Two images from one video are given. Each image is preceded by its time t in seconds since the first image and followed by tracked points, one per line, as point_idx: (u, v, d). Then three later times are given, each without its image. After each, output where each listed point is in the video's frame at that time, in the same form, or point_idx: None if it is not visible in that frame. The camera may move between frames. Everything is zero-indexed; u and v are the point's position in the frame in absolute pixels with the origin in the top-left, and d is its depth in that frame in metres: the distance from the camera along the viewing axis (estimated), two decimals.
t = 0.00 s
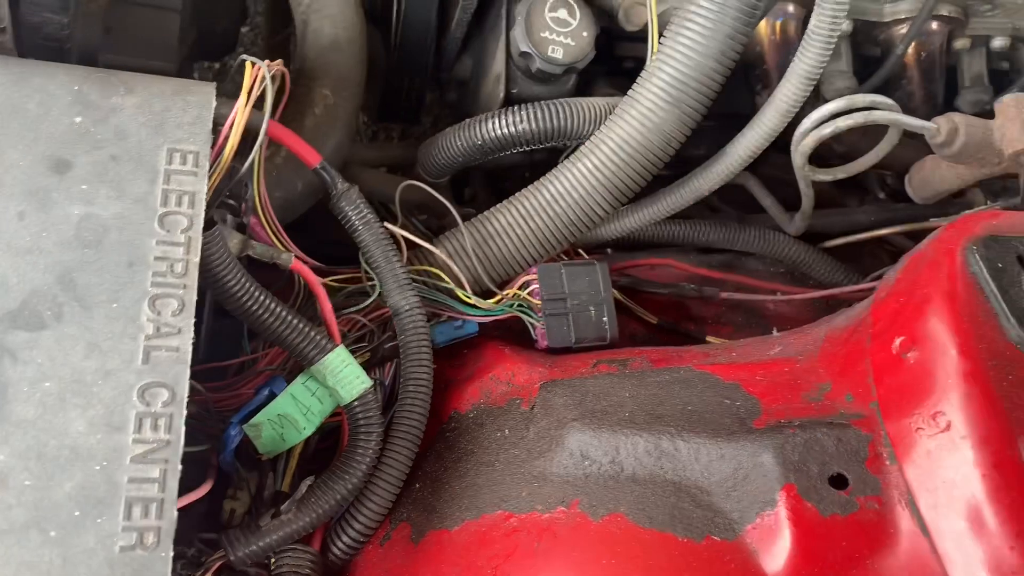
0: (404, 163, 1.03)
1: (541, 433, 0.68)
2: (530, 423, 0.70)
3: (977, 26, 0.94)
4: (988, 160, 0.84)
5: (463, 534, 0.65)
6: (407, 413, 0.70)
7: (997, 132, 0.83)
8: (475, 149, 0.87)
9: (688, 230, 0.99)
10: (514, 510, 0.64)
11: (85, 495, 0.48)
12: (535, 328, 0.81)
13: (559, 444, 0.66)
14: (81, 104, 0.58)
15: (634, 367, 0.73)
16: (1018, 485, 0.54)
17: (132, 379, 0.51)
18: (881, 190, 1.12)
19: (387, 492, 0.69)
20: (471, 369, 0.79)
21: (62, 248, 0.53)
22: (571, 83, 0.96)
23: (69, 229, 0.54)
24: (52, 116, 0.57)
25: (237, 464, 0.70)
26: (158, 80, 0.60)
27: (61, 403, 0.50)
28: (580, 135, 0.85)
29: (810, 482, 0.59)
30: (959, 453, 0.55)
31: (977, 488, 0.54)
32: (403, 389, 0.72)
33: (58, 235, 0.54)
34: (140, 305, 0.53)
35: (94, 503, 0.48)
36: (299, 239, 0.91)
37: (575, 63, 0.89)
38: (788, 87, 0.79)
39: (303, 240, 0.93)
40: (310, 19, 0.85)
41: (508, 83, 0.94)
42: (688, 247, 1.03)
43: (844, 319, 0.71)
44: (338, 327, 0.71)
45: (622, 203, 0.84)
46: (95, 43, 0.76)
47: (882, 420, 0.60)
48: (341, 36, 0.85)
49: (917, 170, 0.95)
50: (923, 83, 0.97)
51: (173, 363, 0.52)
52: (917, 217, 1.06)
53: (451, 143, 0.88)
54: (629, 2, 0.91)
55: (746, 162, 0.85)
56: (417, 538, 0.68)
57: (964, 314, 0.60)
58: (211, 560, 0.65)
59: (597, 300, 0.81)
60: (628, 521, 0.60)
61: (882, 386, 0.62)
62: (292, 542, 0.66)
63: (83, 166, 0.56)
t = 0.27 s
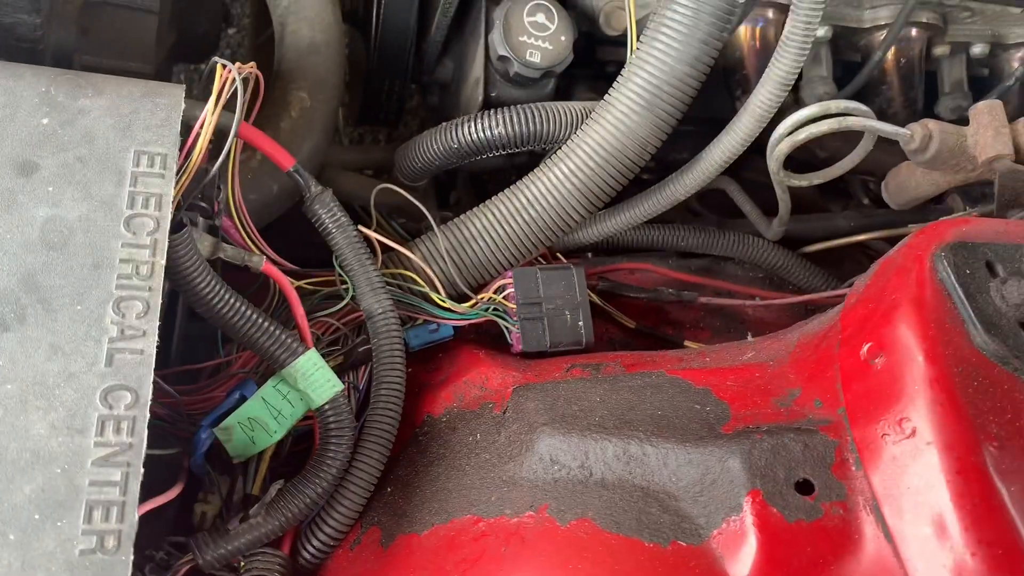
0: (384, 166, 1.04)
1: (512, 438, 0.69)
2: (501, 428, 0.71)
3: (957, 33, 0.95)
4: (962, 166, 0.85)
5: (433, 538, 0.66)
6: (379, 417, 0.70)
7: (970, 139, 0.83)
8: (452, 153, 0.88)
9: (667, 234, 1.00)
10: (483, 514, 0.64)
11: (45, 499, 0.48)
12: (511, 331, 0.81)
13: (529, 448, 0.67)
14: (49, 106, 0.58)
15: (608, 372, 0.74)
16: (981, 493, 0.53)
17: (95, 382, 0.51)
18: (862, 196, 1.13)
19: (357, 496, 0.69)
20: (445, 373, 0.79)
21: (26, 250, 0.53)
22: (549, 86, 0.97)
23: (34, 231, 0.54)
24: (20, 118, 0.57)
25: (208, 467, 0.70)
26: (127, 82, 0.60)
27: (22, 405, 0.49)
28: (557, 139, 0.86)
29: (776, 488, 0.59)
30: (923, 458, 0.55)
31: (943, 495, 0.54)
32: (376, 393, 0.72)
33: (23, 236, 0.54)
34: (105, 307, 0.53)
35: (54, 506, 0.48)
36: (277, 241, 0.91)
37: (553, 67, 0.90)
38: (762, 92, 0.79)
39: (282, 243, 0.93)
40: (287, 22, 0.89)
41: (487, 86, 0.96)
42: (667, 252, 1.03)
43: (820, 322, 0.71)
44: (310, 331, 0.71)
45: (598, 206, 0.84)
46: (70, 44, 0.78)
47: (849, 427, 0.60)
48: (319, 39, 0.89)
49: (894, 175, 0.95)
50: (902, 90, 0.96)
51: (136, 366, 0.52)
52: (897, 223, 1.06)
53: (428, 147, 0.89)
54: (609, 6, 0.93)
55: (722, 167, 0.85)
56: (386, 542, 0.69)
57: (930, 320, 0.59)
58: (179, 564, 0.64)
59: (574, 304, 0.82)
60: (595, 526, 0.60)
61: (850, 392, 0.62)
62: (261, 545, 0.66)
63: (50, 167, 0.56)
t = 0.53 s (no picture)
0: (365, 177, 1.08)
1: (482, 443, 0.72)
2: (473, 433, 0.73)
3: (920, 51, 0.98)
4: (920, 181, 0.88)
5: (405, 540, 0.68)
6: (355, 422, 0.73)
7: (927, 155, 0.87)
8: (428, 165, 0.90)
9: (639, 244, 1.03)
10: (454, 517, 0.67)
11: (28, 501, 0.50)
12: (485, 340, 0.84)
13: (498, 453, 0.69)
14: (33, 121, 0.59)
15: (577, 379, 0.77)
16: (925, 494, 0.56)
17: (77, 389, 0.53)
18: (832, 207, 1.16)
19: (332, 499, 0.71)
20: (420, 381, 0.82)
21: (10, 261, 0.55)
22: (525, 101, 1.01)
23: (17, 243, 0.56)
24: (5, 133, 0.59)
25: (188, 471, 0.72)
26: (109, 98, 0.62)
27: (6, 412, 0.51)
28: (530, 153, 0.89)
29: (733, 492, 0.62)
30: (872, 463, 0.58)
31: (890, 498, 0.57)
32: (352, 400, 0.74)
33: (6, 248, 0.55)
34: (87, 316, 0.55)
35: (35, 509, 0.50)
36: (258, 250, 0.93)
37: (526, 83, 0.93)
38: (728, 109, 0.82)
39: (263, 251, 0.95)
40: (268, 38, 0.93)
41: (464, 100, 1.00)
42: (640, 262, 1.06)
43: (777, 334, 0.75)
44: (288, 339, 0.73)
45: (570, 218, 0.87)
46: (53, 58, 0.79)
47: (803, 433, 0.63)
48: (299, 54, 0.93)
49: (856, 190, 0.98)
50: (868, 105, 1.00)
51: (117, 374, 0.54)
52: (864, 234, 1.10)
53: (405, 159, 0.91)
54: (583, 23, 0.96)
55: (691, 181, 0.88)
56: (360, 544, 0.71)
57: (881, 331, 0.62)
58: (158, 566, 0.66)
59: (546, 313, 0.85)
60: (561, 528, 0.63)
61: (805, 400, 0.64)
62: (239, 547, 0.68)
63: (34, 181, 0.58)
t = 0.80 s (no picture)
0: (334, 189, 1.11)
1: (454, 447, 0.75)
2: (445, 438, 0.76)
3: (867, 63, 1.03)
4: (866, 191, 0.93)
5: (381, 542, 0.71)
6: (331, 429, 0.76)
7: (871, 165, 0.91)
8: (398, 179, 0.94)
9: (602, 252, 1.08)
10: (427, 518, 0.70)
11: (19, 511, 0.52)
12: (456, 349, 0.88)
13: (469, 456, 0.73)
14: (14, 144, 0.61)
15: (544, 383, 0.80)
16: (869, 485, 0.61)
17: (63, 402, 0.55)
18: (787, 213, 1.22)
19: (309, 505, 0.74)
20: (393, 389, 0.85)
21: None
22: (490, 116, 1.05)
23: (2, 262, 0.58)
24: None
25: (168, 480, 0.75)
26: (88, 121, 0.64)
27: None
28: (497, 167, 0.93)
29: (690, 486, 0.66)
30: (820, 457, 0.63)
31: (837, 490, 0.61)
32: (327, 408, 0.77)
33: None
34: (71, 332, 0.57)
35: (26, 518, 0.52)
36: (233, 263, 0.96)
37: (491, 98, 0.98)
38: (683, 124, 0.87)
39: (236, 264, 0.97)
40: (239, 57, 0.95)
41: (432, 115, 1.04)
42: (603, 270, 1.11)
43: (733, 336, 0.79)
44: (262, 350, 0.76)
45: (536, 228, 0.91)
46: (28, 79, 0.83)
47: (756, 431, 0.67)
48: (270, 72, 0.96)
49: (806, 199, 1.03)
50: (819, 116, 1.05)
51: (102, 388, 0.57)
52: (816, 239, 1.16)
53: (375, 173, 0.95)
54: (544, 40, 1.02)
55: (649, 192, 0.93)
56: (337, 547, 0.74)
57: (828, 333, 0.67)
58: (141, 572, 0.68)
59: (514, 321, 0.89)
60: (530, 526, 0.66)
61: (757, 399, 0.69)
62: (219, 553, 0.70)
63: (16, 203, 0.60)
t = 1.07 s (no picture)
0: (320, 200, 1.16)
1: (452, 439, 0.80)
2: (443, 431, 0.82)
3: (821, 72, 1.12)
4: (822, 192, 1.01)
5: (387, 530, 0.76)
6: (334, 427, 0.80)
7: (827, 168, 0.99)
8: (386, 191, 0.99)
9: (579, 255, 1.14)
10: (431, 505, 0.75)
11: (59, 507, 0.56)
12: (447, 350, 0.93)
13: (467, 447, 0.78)
14: (35, 165, 0.65)
15: (532, 378, 0.87)
16: (835, 460, 0.67)
17: (93, 406, 0.59)
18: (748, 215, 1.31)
19: (316, 499, 0.78)
20: (389, 389, 0.90)
21: (24, 293, 0.61)
22: (470, 129, 1.11)
23: (29, 276, 0.61)
24: (9, 176, 0.64)
25: (178, 481, 0.78)
26: (103, 142, 0.68)
27: (31, 428, 0.57)
28: (480, 177, 0.99)
29: (674, 466, 0.73)
30: (791, 435, 0.69)
31: (805, 463, 0.68)
32: (329, 407, 0.81)
33: (20, 282, 0.61)
34: (98, 339, 0.61)
35: (66, 513, 0.56)
36: (229, 274, 1.00)
37: (471, 111, 1.05)
38: (653, 134, 0.93)
39: (232, 275, 1.01)
40: (230, 76, 1.00)
41: (413, 128, 1.09)
42: (579, 273, 1.19)
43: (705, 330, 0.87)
44: (265, 354, 0.81)
45: (519, 233, 0.97)
46: (27, 100, 0.83)
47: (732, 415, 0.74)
48: (260, 90, 1.00)
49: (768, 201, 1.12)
50: (777, 122, 1.15)
51: (129, 390, 0.60)
52: (776, 238, 1.24)
53: (363, 185, 1.00)
54: (518, 55, 1.09)
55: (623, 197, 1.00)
56: (345, 537, 0.79)
57: (794, 323, 0.74)
58: (159, 568, 0.72)
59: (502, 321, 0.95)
60: (527, 508, 0.72)
61: (732, 386, 0.76)
62: (233, 547, 0.74)
63: (40, 220, 0.64)
